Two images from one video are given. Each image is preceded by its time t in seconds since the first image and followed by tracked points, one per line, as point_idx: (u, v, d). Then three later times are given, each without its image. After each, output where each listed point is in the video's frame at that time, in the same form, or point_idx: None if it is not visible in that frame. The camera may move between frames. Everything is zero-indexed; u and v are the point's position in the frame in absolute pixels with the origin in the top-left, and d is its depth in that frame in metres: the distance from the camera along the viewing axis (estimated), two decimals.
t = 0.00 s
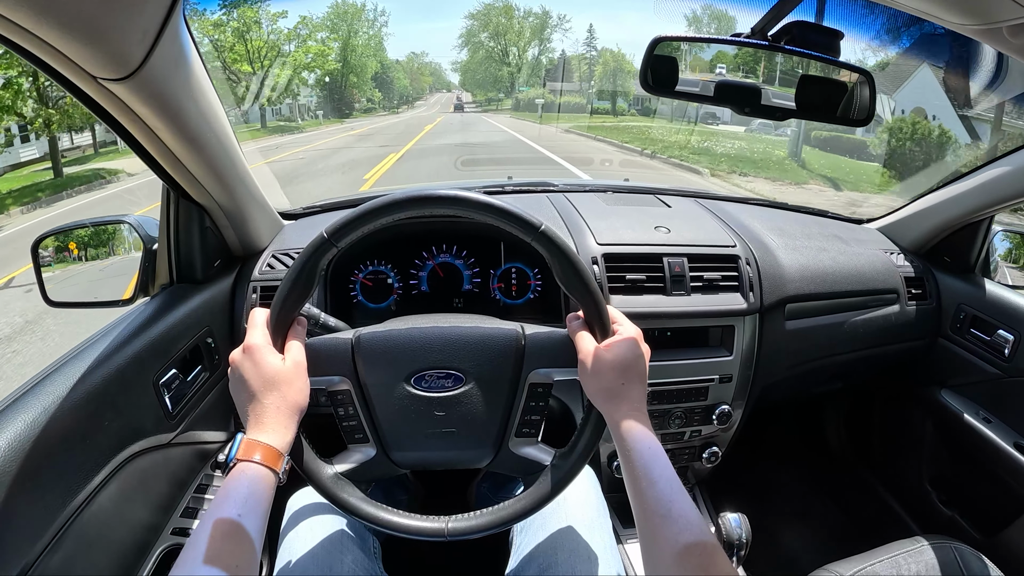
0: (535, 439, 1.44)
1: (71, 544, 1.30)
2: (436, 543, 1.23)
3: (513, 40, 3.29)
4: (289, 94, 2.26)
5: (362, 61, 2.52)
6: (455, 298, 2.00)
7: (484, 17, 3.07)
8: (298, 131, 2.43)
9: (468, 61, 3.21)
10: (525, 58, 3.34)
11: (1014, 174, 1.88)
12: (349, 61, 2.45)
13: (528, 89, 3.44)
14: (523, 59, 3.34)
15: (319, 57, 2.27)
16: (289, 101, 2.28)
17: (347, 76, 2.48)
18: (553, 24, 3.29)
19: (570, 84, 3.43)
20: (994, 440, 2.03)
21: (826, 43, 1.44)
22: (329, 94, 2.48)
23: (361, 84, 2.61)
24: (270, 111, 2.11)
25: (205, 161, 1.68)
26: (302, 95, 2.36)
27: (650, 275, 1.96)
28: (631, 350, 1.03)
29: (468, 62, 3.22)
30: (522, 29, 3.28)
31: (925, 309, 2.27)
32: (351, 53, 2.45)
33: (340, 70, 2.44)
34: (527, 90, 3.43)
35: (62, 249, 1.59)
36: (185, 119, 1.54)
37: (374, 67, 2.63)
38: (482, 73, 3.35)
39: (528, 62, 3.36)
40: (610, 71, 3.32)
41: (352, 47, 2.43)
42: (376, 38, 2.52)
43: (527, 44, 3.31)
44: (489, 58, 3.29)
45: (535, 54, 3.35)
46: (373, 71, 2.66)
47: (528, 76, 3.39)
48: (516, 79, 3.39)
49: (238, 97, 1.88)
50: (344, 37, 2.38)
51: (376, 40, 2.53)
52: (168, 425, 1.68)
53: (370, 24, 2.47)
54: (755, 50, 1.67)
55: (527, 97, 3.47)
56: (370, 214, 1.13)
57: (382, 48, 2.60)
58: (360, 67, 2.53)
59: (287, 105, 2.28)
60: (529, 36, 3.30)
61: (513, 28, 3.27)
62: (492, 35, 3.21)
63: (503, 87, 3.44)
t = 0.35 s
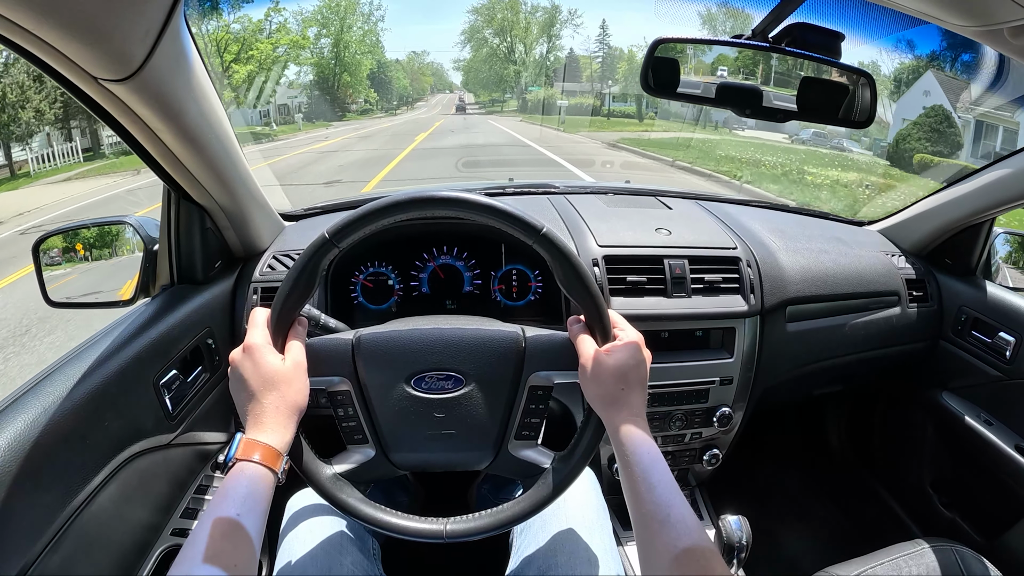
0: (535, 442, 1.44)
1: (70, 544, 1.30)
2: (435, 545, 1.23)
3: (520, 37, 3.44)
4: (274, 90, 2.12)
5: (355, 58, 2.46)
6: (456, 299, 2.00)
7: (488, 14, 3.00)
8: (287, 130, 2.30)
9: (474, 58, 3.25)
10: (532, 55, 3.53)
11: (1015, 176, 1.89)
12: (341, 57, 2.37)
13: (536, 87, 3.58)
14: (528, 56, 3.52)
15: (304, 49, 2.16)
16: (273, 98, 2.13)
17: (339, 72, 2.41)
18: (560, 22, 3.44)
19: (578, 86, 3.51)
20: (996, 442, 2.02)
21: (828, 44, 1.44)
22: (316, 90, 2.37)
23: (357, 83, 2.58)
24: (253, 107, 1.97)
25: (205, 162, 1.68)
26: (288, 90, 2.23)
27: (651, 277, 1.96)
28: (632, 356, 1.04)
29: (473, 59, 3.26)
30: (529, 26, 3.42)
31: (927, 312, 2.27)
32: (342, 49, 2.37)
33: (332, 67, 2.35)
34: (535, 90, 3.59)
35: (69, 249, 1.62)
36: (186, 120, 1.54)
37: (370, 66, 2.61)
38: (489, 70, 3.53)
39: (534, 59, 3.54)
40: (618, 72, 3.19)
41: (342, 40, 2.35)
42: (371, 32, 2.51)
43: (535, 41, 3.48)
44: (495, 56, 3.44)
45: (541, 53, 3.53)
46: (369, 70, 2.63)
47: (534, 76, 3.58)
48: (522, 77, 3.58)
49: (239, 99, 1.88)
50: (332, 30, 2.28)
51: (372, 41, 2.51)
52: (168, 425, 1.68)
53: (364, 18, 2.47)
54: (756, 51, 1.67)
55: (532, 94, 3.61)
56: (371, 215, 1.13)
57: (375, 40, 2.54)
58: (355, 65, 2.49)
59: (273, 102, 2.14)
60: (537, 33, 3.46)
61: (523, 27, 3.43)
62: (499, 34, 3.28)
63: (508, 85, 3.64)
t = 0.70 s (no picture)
0: (536, 443, 1.44)
1: (70, 545, 1.30)
2: (435, 546, 1.23)
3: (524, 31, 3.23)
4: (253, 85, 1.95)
5: (347, 55, 2.31)
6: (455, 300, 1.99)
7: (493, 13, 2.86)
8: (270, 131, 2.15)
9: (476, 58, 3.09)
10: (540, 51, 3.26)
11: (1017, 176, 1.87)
12: (329, 53, 2.20)
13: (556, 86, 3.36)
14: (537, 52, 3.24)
15: (287, 42, 2.03)
16: (254, 92, 1.97)
17: (329, 71, 2.25)
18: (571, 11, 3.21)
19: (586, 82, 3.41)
20: (998, 444, 2.01)
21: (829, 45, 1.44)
22: (303, 83, 2.22)
23: (351, 82, 2.42)
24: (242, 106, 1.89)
25: (206, 163, 1.68)
26: (267, 83, 2.06)
27: (652, 277, 1.95)
28: (633, 357, 1.03)
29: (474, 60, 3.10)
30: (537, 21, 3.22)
31: (929, 313, 2.26)
32: (329, 41, 2.19)
33: (322, 64, 2.20)
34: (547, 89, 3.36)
35: (75, 249, 1.64)
36: (187, 120, 1.54)
37: (369, 67, 2.47)
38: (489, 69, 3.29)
39: (543, 57, 3.25)
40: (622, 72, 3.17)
41: (331, 34, 2.18)
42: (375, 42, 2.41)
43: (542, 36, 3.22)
44: (499, 54, 3.22)
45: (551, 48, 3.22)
46: (366, 70, 2.48)
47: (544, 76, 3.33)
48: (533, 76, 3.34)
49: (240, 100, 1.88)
50: (320, 21, 2.12)
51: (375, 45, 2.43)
52: (169, 426, 1.67)
53: (358, 12, 2.28)
54: (757, 51, 1.66)
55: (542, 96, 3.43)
56: (372, 215, 1.12)
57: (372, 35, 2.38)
58: (348, 63, 2.33)
59: (255, 99, 1.99)
60: (545, 28, 3.22)
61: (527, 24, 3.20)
62: (503, 29, 3.12)
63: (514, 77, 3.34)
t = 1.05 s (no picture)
0: (535, 448, 1.43)
1: (71, 547, 1.30)
2: (433, 549, 1.23)
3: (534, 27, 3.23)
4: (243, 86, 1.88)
5: (337, 51, 2.25)
6: (456, 303, 2.00)
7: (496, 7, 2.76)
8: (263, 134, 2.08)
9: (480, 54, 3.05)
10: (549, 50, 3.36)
11: (1019, 178, 1.87)
12: (318, 48, 2.15)
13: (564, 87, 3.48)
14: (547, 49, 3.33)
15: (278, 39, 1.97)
16: (246, 91, 1.90)
17: (319, 68, 2.20)
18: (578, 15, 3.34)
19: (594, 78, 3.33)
20: (999, 447, 2.01)
21: (829, 49, 1.44)
22: (293, 82, 2.16)
23: (343, 81, 2.38)
24: (242, 108, 1.88)
25: (206, 165, 1.68)
26: (260, 86, 1.99)
27: (652, 281, 1.95)
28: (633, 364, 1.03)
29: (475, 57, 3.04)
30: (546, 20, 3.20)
31: (929, 315, 2.26)
32: (317, 36, 2.13)
33: (311, 60, 2.14)
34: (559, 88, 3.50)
35: (81, 250, 1.65)
36: (187, 124, 1.54)
37: (361, 66, 2.44)
38: (493, 68, 3.32)
39: (552, 53, 3.34)
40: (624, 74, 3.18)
41: (318, 28, 2.12)
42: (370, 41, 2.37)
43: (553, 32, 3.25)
44: (504, 52, 3.23)
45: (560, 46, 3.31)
46: (359, 69, 2.44)
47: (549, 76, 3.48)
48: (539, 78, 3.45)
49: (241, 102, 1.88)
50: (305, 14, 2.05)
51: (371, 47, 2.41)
52: (169, 428, 1.67)
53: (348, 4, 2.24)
54: (755, 55, 1.66)
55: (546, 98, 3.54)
56: (372, 218, 1.13)
57: (361, 28, 2.31)
58: (338, 60, 2.28)
59: (248, 101, 1.93)
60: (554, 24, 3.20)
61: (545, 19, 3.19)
62: (510, 23, 3.10)
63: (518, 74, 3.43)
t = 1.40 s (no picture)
0: (534, 452, 1.43)
1: (70, 548, 1.30)
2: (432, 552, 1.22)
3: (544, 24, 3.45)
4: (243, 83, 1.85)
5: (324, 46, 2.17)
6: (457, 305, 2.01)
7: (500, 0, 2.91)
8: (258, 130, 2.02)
9: (484, 49, 3.16)
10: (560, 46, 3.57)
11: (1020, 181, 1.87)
12: (305, 41, 2.06)
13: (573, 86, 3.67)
14: (556, 44, 3.55)
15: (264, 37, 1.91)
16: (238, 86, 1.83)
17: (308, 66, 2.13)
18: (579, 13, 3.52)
19: (607, 79, 3.42)
20: (1000, 449, 2.01)
21: (829, 52, 1.44)
22: (289, 74, 2.08)
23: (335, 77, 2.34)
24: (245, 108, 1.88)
25: (208, 167, 1.68)
26: (253, 80, 1.91)
27: (653, 283, 1.95)
28: (634, 369, 1.04)
29: (481, 52, 3.15)
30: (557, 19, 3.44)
31: (931, 318, 2.26)
32: (302, 28, 2.04)
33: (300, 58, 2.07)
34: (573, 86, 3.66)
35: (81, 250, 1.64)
36: (188, 126, 1.54)
37: (357, 61, 2.40)
38: (498, 64, 3.44)
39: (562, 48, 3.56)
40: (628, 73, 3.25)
41: (304, 22, 2.03)
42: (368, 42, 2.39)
43: (564, 28, 3.48)
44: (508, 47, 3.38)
45: (571, 42, 3.54)
46: (352, 62, 2.38)
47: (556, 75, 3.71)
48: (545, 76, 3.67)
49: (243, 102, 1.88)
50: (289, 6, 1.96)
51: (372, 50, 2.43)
52: (170, 429, 1.67)
53: None
54: (756, 57, 1.67)
55: (556, 99, 3.82)
56: (375, 219, 1.12)
57: (350, 20, 2.29)
58: (327, 55, 2.22)
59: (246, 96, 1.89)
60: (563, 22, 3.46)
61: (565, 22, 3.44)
62: (516, 16, 3.29)
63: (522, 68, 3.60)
